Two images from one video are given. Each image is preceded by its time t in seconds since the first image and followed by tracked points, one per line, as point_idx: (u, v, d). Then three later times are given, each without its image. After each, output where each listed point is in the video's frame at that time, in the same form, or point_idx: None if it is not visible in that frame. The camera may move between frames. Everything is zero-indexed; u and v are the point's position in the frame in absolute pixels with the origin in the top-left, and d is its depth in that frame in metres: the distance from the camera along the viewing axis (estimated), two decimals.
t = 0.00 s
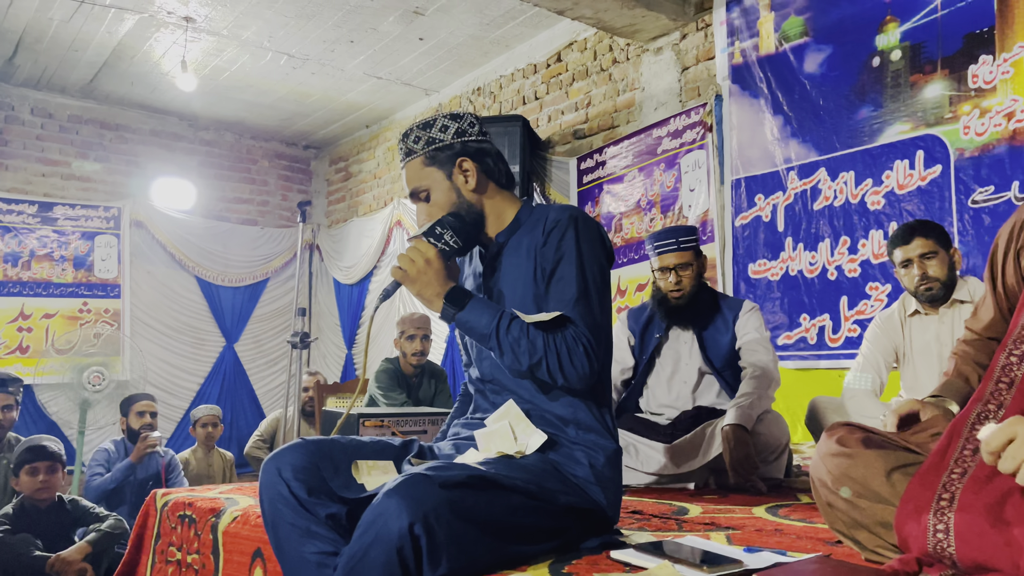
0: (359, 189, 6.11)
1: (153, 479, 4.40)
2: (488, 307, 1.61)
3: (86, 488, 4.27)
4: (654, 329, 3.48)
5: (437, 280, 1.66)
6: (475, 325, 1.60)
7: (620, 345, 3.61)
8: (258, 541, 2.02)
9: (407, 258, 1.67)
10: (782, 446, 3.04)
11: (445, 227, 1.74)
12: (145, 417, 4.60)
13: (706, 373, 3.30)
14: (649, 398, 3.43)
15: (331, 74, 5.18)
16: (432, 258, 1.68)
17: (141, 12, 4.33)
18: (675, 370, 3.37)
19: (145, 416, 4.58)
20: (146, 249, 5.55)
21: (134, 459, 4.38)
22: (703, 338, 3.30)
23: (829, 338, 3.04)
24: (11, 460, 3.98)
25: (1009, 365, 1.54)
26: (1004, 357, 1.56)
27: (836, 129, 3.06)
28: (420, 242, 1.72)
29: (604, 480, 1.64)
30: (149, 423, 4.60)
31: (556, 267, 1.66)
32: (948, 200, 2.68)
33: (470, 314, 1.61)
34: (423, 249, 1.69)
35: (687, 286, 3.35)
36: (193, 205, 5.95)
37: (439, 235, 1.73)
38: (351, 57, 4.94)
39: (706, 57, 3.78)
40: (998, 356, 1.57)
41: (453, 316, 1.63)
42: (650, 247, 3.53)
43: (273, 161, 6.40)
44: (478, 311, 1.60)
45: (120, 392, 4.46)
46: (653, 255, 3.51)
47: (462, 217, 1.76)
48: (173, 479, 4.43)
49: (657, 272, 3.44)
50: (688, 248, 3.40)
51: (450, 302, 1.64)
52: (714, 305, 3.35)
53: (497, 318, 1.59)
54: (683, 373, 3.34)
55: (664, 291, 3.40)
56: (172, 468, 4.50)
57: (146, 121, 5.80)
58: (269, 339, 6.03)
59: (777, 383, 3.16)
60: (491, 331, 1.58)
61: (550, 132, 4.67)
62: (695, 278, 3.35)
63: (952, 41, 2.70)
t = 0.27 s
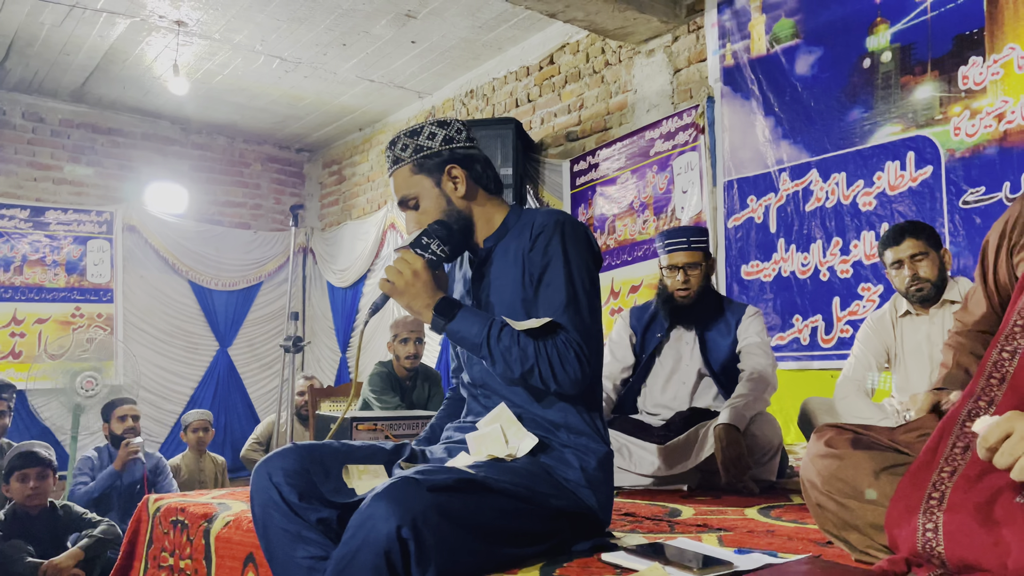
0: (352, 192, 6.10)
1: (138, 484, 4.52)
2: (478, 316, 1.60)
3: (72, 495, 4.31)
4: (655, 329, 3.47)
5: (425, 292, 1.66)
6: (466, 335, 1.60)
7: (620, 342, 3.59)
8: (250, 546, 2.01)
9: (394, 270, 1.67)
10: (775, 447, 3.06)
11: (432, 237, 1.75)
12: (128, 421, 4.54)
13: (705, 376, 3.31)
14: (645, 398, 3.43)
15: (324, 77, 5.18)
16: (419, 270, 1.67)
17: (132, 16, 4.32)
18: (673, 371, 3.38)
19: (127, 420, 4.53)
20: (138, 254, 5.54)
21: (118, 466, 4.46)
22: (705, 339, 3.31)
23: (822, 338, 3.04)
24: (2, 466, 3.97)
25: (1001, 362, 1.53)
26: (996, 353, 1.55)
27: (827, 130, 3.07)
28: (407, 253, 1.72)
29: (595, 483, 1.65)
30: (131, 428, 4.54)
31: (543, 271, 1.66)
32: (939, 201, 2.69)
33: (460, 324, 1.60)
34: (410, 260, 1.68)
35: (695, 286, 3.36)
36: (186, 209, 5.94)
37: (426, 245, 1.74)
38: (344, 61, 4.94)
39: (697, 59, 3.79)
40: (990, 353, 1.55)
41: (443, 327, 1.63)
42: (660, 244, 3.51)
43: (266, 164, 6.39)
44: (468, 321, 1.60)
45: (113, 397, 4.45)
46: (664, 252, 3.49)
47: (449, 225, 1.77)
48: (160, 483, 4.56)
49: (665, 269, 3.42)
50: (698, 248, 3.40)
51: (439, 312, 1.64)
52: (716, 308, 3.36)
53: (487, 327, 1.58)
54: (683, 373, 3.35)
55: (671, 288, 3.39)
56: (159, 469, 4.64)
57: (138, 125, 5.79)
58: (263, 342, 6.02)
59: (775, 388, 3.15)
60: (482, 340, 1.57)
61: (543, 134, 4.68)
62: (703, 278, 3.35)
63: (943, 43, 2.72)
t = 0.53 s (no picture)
0: (347, 195, 6.10)
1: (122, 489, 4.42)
2: (471, 321, 1.60)
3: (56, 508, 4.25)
4: (651, 329, 3.49)
5: (418, 299, 1.66)
6: (460, 340, 1.60)
7: (615, 342, 3.59)
8: (243, 550, 2.01)
9: (387, 275, 1.67)
10: (770, 447, 3.07)
11: (424, 240, 1.74)
12: (105, 427, 4.46)
13: (700, 376, 3.32)
14: (640, 398, 3.43)
15: (317, 80, 5.18)
16: (412, 276, 1.67)
17: (124, 20, 4.32)
18: (668, 371, 3.39)
19: (103, 426, 4.43)
20: (133, 258, 5.53)
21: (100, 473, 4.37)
22: (701, 340, 3.32)
23: (816, 338, 3.05)
24: None
25: (994, 358, 1.52)
26: (989, 350, 1.53)
27: (820, 130, 3.08)
28: (399, 258, 1.71)
29: (589, 483, 1.65)
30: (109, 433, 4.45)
31: (536, 273, 1.66)
32: (931, 200, 2.69)
33: (454, 329, 1.60)
34: (402, 267, 1.67)
35: (690, 286, 3.35)
36: (180, 213, 5.93)
37: (419, 249, 1.72)
38: (337, 64, 4.94)
39: (690, 60, 3.79)
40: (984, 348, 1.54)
41: (437, 333, 1.63)
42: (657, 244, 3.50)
43: (260, 168, 6.39)
44: (462, 326, 1.60)
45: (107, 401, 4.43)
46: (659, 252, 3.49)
47: (440, 227, 1.77)
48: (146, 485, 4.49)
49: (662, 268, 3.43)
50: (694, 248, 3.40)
51: (432, 319, 1.64)
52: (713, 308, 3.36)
53: (481, 331, 1.58)
54: (678, 373, 3.37)
55: (667, 287, 3.40)
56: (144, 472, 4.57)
57: (132, 129, 5.78)
58: (258, 346, 6.01)
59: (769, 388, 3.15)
60: (476, 345, 1.57)
61: (537, 136, 4.68)
62: (698, 278, 3.35)
63: (934, 43, 2.73)
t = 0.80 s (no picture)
0: (343, 199, 6.10)
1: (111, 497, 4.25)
2: (469, 326, 1.60)
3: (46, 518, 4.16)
4: (641, 333, 3.57)
5: (416, 305, 1.66)
6: (458, 346, 1.60)
7: (607, 349, 3.69)
8: (240, 555, 2.01)
9: (385, 281, 1.67)
10: (766, 448, 3.11)
11: (423, 246, 1.75)
12: (89, 434, 4.30)
13: (693, 377, 3.39)
14: (635, 403, 3.50)
15: (313, 84, 5.18)
16: (411, 282, 1.67)
17: (120, 26, 4.32)
18: (660, 374, 3.45)
19: (87, 433, 4.29)
20: (129, 263, 5.52)
21: (87, 481, 4.21)
22: (690, 341, 3.40)
23: (812, 340, 3.03)
24: None
25: (989, 363, 1.49)
26: (984, 355, 1.50)
27: (815, 132, 3.08)
28: (398, 263, 1.72)
29: (586, 488, 1.65)
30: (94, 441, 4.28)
31: (533, 279, 1.67)
32: (926, 202, 2.70)
33: (452, 335, 1.61)
34: (401, 272, 1.68)
35: (675, 287, 3.50)
36: (177, 218, 5.93)
37: (418, 254, 1.74)
38: (333, 68, 4.95)
39: (685, 63, 3.80)
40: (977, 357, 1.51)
41: (435, 339, 1.63)
42: (640, 249, 3.71)
43: (257, 172, 6.39)
44: (461, 332, 1.60)
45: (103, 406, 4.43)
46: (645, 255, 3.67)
47: (438, 231, 1.77)
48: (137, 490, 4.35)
49: (647, 272, 3.61)
50: (676, 249, 3.59)
51: (430, 324, 1.64)
52: (702, 310, 3.45)
53: (479, 337, 1.59)
54: (670, 376, 3.43)
55: (654, 291, 3.54)
56: (135, 475, 4.43)
57: (128, 134, 5.78)
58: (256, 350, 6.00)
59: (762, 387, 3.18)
60: (474, 351, 1.57)
61: (532, 139, 4.69)
62: (683, 279, 3.51)
63: (928, 44, 2.73)
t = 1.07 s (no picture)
0: (343, 202, 6.10)
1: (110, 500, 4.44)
2: (472, 330, 1.60)
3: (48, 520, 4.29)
4: (633, 338, 3.59)
5: (419, 306, 1.66)
6: (460, 349, 1.60)
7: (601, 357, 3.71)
8: (242, 559, 2.01)
9: (387, 282, 1.66)
10: (767, 450, 3.10)
11: (426, 247, 1.73)
12: (88, 439, 4.38)
13: (688, 379, 3.39)
14: (633, 407, 3.48)
15: (313, 88, 5.18)
16: (414, 283, 1.67)
17: (120, 30, 4.33)
18: (655, 378, 3.46)
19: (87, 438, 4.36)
20: (130, 267, 5.52)
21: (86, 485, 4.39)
22: (682, 342, 3.42)
23: (812, 341, 3.03)
24: None
25: (990, 369, 1.48)
26: (985, 360, 1.50)
27: (815, 133, 3.08)
28: (400, 264, 1.70)
29: (588, 491, 1.65)
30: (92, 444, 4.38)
31: (536, 282, 1.67)
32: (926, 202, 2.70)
33: (454, 338, 1.61)
34: (404, 273, 1.68)
35: (662, 290, 3.55)
36: (177, 221, 5.93)
37: (421, 256, 1.71)
38: (333, 71, 4.95)
39: (684, 65, 3.80)
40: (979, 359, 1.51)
41: (437, 341, 1.63)
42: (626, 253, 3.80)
43: (257, 175, 6.39)
44: (463, 335, 1.60)
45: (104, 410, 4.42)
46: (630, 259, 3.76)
47: (441, 233, 1.77)
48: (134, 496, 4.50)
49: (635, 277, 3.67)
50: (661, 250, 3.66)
51: (432, 326, 1.64)
52: (691, 310, 3.47)
53: (482, 341, 1.59)
54: (664, 379, 3.43)
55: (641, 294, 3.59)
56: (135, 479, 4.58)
57: (128, 138, 5.78)
58: (256, 354, 6.01)
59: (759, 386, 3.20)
60: (476, 354, 1.58)
61: (532, 141, 4.69)
62: (669, 280, 3.57)
63: (927, 45, 2.73)
